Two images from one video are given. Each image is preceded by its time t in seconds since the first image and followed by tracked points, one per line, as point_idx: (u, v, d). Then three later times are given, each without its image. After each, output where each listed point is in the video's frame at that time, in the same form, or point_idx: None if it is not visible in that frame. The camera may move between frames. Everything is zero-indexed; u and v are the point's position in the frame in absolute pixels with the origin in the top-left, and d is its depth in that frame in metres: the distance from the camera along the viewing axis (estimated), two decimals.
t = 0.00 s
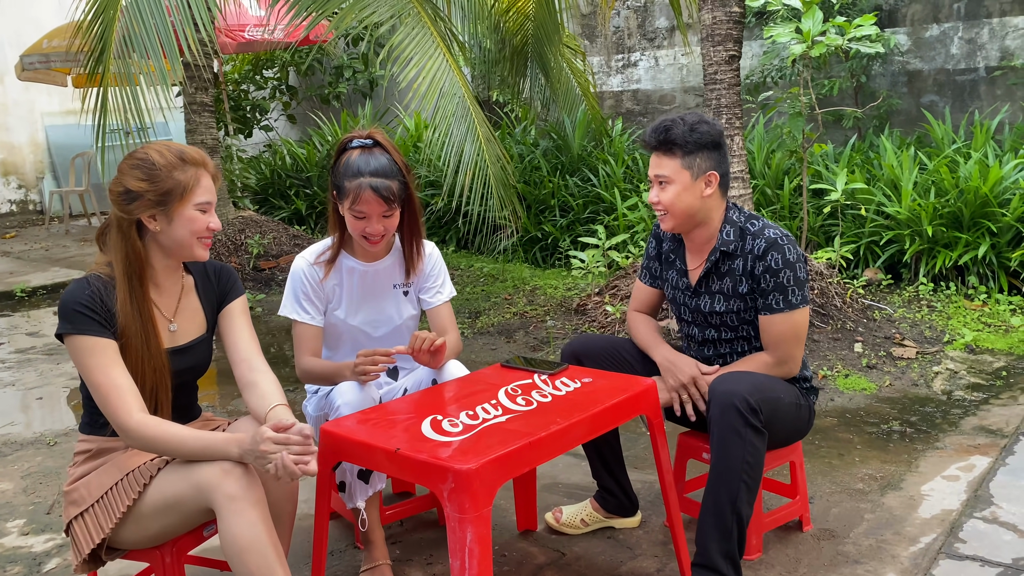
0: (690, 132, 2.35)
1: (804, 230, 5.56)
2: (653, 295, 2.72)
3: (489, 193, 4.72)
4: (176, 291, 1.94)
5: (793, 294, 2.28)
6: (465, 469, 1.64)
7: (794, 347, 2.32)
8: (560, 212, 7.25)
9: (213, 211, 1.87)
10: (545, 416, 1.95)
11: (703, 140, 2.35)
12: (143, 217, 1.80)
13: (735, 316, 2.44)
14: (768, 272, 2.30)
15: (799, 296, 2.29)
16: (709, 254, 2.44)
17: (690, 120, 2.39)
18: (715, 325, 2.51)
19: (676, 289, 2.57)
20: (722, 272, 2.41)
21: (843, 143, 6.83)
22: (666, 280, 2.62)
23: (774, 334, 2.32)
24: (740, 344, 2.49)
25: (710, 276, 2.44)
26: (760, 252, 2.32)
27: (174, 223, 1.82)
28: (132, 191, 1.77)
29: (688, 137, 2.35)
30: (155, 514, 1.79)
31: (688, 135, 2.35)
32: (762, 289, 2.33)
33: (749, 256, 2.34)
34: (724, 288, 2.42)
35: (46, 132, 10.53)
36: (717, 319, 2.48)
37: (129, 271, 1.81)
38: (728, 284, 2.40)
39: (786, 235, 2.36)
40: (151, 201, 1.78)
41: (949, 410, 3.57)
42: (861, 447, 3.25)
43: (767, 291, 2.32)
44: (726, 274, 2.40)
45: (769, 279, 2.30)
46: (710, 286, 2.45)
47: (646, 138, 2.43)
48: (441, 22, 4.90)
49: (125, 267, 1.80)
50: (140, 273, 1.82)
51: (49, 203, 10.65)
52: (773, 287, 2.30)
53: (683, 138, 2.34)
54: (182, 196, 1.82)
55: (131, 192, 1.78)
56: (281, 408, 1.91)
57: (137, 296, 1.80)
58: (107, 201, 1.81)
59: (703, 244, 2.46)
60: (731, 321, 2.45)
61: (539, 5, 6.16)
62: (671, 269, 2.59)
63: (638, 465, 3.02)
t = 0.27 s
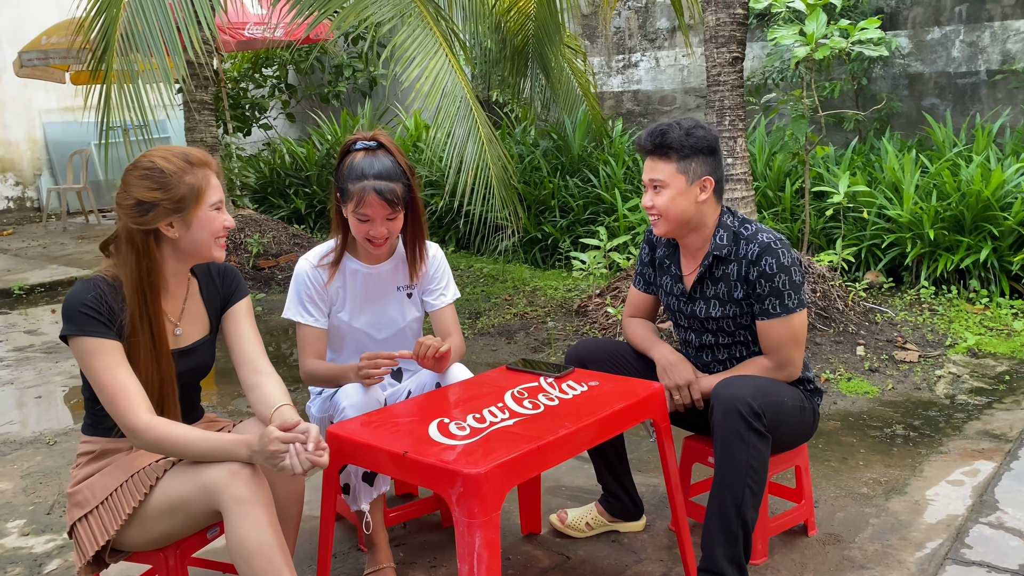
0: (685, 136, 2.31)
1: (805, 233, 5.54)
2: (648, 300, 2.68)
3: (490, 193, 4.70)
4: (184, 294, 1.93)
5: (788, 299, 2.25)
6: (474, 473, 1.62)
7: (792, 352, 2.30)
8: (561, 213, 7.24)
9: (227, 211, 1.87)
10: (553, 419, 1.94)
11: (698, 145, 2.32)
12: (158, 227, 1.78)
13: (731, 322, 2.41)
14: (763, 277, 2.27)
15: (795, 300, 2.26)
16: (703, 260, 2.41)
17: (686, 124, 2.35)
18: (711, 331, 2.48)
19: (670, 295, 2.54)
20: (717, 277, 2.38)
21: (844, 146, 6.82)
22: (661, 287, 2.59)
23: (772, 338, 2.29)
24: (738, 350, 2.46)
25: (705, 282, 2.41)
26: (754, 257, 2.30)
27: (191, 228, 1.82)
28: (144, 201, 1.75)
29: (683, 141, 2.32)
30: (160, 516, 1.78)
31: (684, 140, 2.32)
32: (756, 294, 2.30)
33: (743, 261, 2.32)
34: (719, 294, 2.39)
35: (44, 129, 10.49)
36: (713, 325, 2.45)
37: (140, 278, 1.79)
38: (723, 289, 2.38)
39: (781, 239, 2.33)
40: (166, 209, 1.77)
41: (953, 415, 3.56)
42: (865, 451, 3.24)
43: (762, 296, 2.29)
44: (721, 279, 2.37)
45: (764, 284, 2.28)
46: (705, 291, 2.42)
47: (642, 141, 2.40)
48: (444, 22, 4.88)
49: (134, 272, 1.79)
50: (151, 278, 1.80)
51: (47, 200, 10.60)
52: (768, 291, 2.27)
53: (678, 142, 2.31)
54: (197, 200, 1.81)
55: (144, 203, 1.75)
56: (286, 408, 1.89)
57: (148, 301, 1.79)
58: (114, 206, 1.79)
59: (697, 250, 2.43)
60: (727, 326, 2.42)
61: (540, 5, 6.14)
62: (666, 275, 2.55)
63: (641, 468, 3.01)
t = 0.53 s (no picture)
0: (694, 143, 2.28)
1: (814, 235, 5.51)
2: (658, 304, 2.66)
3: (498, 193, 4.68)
4: (195, 297, 1.92)
5: (800, 303, 2.23)
6: (484, 479, 1.60)
7: (805, 355, 2.27)
8: (568, 213, 7.21)
9: (240, 216, 1.85)
10: (563, 425, 1.92)
11: (706, 151, 2.29)
12: (169, 229, 1.77)
13: (742, 326, 2.38)
14: (775, 282, 2.25)
15: (807, 305, 2.23)
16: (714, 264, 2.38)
17: (694, 130, 2.32)
18: (722, 336, 2.46)
19: (681, 300, 2.51)
20: (728, 282, 2.35)
21: (852, 147, 6.78)
22: (671, 291, 2.56)
23: (783, 343, 2.27)
24: (748, 354, 2.44)
25: (716, 286, 2.38)
26: (766, 262, 2.27)
27: (203, 232, 1.80)
28: (156, 203, 1.74)
29: (691, 148, 2.28)
30: (171, 519, 1.76)
31: (692, 146, 2.28)
32: (768, 299, 2.28)
33: (755, 265, 2.29)
34: (730, 299, 2.36)
35: (52, 126, 10.51)
36: (724, 330, 2.43)
37: (150, 283, 1.78)
38: (734, 294, 2.35)
39: (792, 243, 2.30)
40: (179, 212, 1.75)
41: (963, 420, 3.53)
42: (875, 456, 3.22)
43: (774, 300, 2.26)
44: (732, 284, 2.34)
45: (776, 289, 2.25)
46: (716, 296, 2.39)
47: (649, 147, 2.37)
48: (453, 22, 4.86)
49: (146, 274, 1.78)
50: (162, 283, 1.79)
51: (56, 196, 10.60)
52: (780, 296, 2.25)
53: (686, 148, 2.28)
54: (210, 204, 1.79)
55: (156, 205, 1.74)
56: (299, 412, 1.88)
57: (158, 305, 1.78)
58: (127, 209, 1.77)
59: (707, 255, 2.40)
60: (738, 331, 2.40)
61: (549, 5, 6.12)
62: (676, 279, 2.52)
63: (650, 472, 2.99)
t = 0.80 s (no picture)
0: (705, 145, 2.23)
1: (827, 236, 5.45)
2: (669, 307, 2.63)
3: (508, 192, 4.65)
4: (204, 298, 1.90)
5: (814, 307, 2.18)
6: (493, 485, 1.58)
7: (818, 360, 2.23)
8: (578, 211, 7.17)
9: (249, 216, 1.83)
10: (573, 430, 1.89)
11: (718, 154, 2.25)
12: (177, 227, 1.75)
13: (755, 331, 2.34)
14: (788, 285, 2.20)
15: (821, 308, 2.19)
16: (726, 268, 2.34)
17: (706, 131, 2.27)
18: (734, 340, 2.42)
19: (693, 303, 2.47)
20: (740, 286, 2.31)
21: (866, 147, 6.72)
22: (682, 294, 2.51)
23: (796, 348, 2.23)
24: (761, 358, 2.39)
25: (728, 289, 2.34)
26: (779, 265, 2.23)
27: (210, 231, 1.78)
28: (164, 200, 1.72)
29: (703, 150, 2.24)
30: (174, 522, 1.75)
31: (704, 148, 2.24)
32: (782, 303, 2.23)
33: (768, 269, 2.25)
34: (742, 302, 2.32)
35: (63, 121, 10.54)
36: (736, 334, 2.38)
37: (158, 282, 1.75)
38: (747, 297, 2.30)
39: (806, 245, 2.26)
40: (186, 210, 1.73)
41: (978, 425, 3.48)
42: (888, 461, 3.18)
43: (787, 304, 2.22)
44: (745, 287, 2.30)
45: (789, 292, 2.21)
46: (728, 299, 2.35)
47: (659, 149, 2.32)
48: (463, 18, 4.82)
49: (154, 273, 1.75)
50: (170, 283, 1.77)
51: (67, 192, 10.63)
52: (794, 299, 2.20)
53: (698, 151, 2.24)
54: (218, 203, 1.77)
55: (164, 202, 1.72)
56: (304, 416, 1.86)
57: (167, 305, 1.76)
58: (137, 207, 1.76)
59: (719, 258, 2.35)
60: (751, 335, 2.36)
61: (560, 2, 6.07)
62: (688, 282, 2.48)
63: (659, 475, 2.96)
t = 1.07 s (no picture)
0: (714, 139, 2.19)
1: (841, 234, 5.38)
2: (681, 306, 2.57)
3: (517, 188, 4.60)
4: (203, 296, 1.88)
5: (827, 304, 2.13)
6: (496, 491, 1.54)
7: (830, 360, 2.17)
8: (589, 208, 7.11)
9: (247, 214, 1.80)
10: (579, 433, 1.86)
11: (726, 148, 2.21)
12: (174, 223, 1.73)
13: (766, 329, 2.28)
14: (800, 282, 2.16)
15: (833, 307, 2.14)
16: (737, 264, 2.29)
17: (715, 125, 2.23)
18: (745, 339, 2.36)
19: (704, 301, 2.42)
20: (751, 283, 2.26)
21: (881, 143, 6.63)
22: (694, 292, 2.47)
23: (808, 347, 2.18)
24: (773, 358, 2.33)
25: (739, 287, 2.29)
26: (791, 261, 2.18)
27: (206, 228, 1.75)
28: (161, 195, 1.70)
29: (711, 145, 2.20)
30: (174, 525, 1.73)
31: (711, 143, 2.20)
32: (794, 300, 2.18)
33: (780, 265, 2.20)
34: (754, 300, 2.27)
35: (76, 116, 10.57)
36: (748, 332, 2.33)
37: (156, 279, 1.74)
38: (758, 295, 2.25)
39: (820, 243, 2.21)
40: (182, 206, 1.71)
41: (994, 428, 3.42)
42: (902, 465, 3.12)
43: (799, 301, 2.17)
44: (756, 284, 2.25)
45: (801, 289, 2.16)
46: (739, 297, 2.30)
47: (669, 143, 2.28)
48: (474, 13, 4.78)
49: (152, 271, 1.74)
50: (168, 280, 1.75)
51: (80, 186, 10.65)
52: (806, 296, 2.15)
53: (707, 145, 2.19)
54: (216, 200, 1.74)
55: (161, 197, 1.70)
56: (305, 419, 1.84)
57: (165, 304, 1.74)
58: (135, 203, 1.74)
59: (731, 255, 2.31)
60: (762, 334, 2.30)
61: None
62: (699, 280, 2.43)
63: (669, 478, 2.92)
